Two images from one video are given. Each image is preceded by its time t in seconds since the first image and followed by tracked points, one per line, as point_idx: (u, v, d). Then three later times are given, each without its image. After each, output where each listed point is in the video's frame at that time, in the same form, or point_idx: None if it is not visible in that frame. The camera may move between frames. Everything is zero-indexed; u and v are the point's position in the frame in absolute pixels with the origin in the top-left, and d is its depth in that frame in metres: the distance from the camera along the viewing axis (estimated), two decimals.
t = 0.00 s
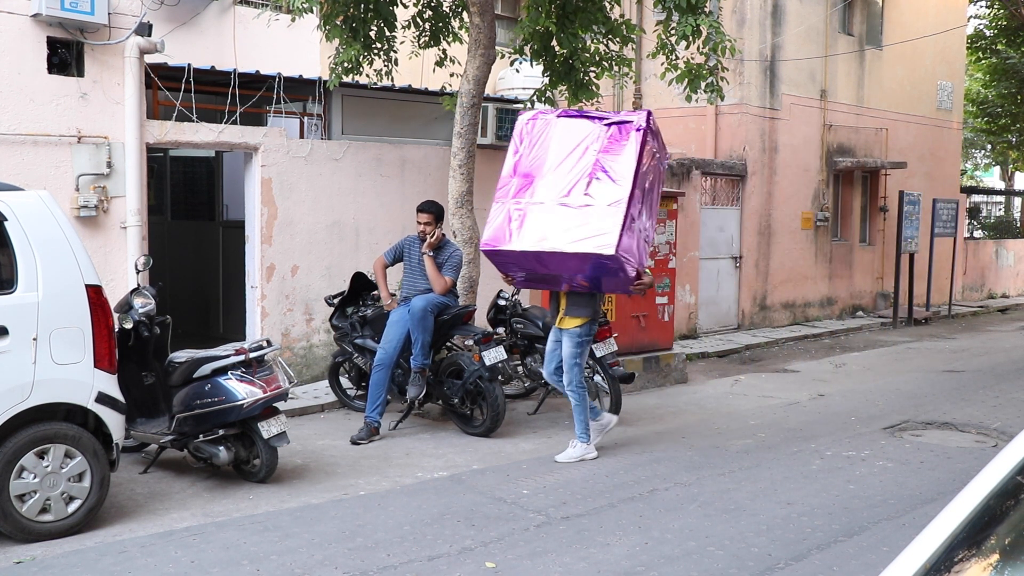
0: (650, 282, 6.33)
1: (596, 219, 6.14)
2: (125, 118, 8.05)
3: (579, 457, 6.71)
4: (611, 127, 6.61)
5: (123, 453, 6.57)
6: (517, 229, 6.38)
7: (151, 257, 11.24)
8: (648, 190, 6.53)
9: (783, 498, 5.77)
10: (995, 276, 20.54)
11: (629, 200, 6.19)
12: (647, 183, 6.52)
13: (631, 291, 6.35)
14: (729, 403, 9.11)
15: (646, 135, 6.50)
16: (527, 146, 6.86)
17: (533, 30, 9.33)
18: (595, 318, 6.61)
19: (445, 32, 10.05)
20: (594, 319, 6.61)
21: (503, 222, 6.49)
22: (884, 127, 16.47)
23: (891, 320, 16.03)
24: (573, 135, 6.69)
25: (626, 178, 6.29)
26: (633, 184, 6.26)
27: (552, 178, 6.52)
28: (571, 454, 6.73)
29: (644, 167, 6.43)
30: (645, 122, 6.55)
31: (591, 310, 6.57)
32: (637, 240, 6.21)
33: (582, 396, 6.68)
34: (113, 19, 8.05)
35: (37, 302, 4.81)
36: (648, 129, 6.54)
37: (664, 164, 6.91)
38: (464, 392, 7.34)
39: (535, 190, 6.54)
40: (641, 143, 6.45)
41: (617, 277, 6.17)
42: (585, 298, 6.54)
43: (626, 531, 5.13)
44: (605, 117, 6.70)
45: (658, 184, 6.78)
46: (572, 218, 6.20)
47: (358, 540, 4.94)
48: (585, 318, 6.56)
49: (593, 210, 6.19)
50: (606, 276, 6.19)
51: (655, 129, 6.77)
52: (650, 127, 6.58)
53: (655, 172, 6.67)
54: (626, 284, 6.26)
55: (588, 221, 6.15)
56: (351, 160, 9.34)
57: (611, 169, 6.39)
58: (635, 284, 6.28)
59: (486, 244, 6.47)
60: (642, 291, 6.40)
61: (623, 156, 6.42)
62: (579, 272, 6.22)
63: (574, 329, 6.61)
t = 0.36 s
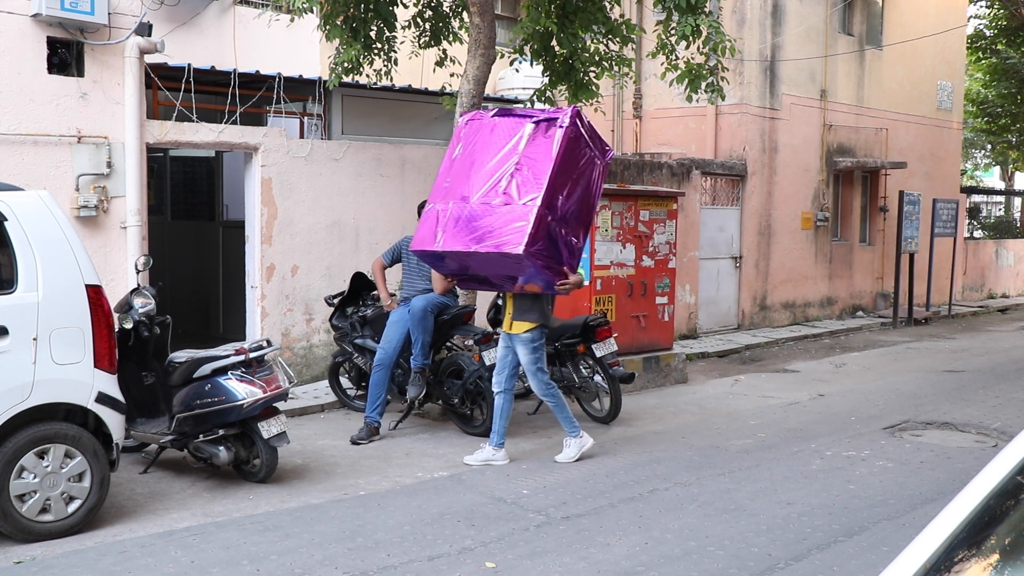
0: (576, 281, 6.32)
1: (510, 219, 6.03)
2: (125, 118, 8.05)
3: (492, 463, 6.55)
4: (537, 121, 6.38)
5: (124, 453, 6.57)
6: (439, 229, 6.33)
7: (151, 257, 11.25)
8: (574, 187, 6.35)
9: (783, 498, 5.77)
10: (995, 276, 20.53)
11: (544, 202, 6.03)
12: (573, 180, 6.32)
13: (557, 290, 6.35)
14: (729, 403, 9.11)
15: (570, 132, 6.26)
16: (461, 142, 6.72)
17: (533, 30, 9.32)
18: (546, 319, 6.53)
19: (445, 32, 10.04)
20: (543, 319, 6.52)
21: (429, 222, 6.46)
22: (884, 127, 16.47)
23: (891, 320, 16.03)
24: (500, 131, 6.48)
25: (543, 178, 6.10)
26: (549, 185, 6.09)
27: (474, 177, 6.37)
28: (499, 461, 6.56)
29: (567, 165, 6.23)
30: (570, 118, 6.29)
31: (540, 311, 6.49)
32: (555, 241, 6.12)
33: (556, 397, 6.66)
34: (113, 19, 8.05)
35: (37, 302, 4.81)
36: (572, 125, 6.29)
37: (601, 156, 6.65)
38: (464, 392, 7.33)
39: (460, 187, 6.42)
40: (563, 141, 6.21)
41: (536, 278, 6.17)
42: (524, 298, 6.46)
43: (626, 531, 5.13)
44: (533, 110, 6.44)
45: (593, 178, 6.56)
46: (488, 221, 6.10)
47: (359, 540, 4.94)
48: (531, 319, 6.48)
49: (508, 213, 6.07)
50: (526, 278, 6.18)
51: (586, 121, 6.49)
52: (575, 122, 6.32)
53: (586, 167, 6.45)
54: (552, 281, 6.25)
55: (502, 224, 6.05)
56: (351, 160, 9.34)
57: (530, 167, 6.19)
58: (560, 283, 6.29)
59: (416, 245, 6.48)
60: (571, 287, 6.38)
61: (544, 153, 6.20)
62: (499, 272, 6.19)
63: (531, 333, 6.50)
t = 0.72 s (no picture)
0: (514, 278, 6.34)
1: (440, 217, 6.22)
2: (125, 118, 8.05)
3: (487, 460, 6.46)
4: (471, 121, 6.62)
5: (123, 453, 6.57)
6: (380, 232, 6.55)
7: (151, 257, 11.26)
8: (509, 184, 6.54)
9: (783, 498, 5.77)
10: (995, 276, 20.53)
11: (473, 196, 6.23)
12: (506, 176, 6.52)
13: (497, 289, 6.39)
14: (728, 403, 9.10)
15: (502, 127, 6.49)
16: (406, 146, 6.97)
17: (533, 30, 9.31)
18: (492, 313, 6.44)
19: (445, 32, 10.04)
20: (489, 314, 6.43)
21: (370, 224, 6.69)
22: (884, 127, 16.46)
23: (891, 320, 16.03)
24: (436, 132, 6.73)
25: (473, 173, 6.31)
26: (479, 179, 6.30)
27: (412, 179, 6.61)
28: (495, 455, 6.48)
29: (499, 160, 6.44)
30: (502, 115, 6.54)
31: (484, 305, 6.41)
32: (487, 235, 6.28)
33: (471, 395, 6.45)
34: (113, 19, 8.05)
35: (37, 302, 4.81)
36: (505, 121, 6.53)
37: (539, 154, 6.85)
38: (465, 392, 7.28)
39: (400, 189, 6.65)
40: (495, 137, 6.45)
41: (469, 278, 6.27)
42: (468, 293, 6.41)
43: (626, 531, 5.13)
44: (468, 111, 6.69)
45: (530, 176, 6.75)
46: (420, 219, 6.30)
47: (359, 540, 4.94)
48: (476, 314, 6.42)
49: (438, 208, 6.28)
50: (462, 276, 6.27)
51: (520, 119, 6.73)
52: (508, 118, 6.56)
53: (522, 164, 6.65)
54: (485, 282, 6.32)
55: (433, 220, 6.25)
56: (351, 160, 9.34)
57: (461, 166, 6.41)
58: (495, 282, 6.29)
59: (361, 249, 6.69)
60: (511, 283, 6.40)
61: (475, 150, 6.44)
62: (434, 272, 6.33)
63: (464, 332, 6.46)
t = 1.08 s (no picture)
0: (433, 284, 6.10)
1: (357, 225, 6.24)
2: (125, 118, 8.04)
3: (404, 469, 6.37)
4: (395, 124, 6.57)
5: (123, 453, 6.57)
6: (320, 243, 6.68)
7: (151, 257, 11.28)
8: (432, 187, 6.36)
9: (783, 498, 5.77)
10: (995, 276, 20.53)
11: (381, 203, 6.17)
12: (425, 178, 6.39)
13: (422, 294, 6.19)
14: (728, 403, 9.10)
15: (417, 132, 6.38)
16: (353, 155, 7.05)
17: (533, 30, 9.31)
18: (439, 319, 6.27)
19: (445, 32, 10.04)
20: (435, 320, 6.27)
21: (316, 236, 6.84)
22: (884, 127, 16.46)
23: (891, 320, 16.03)
24: (361, 145, 6.73)
25: (383, 180, 6.25)
26: (389, 186, 6.22)
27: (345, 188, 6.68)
28: (411, 466, 6.36)
29: (414, 165, 6.30)
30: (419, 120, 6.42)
31: (428, 311, 6.25)
32: (402, 241, 6.15)
33: (411, 401, 6.35)
34: (113, 19, 8.05)
35: (37, 302, 4.81)
36: (421, 125, 6.41)
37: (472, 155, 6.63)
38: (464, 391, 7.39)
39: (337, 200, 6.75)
40: (409, 142, 6.35)
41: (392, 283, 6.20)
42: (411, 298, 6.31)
43: (626, 531, 5.13)
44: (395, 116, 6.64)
45: (461, 178, 6.53)
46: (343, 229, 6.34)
47: (359, 540, 4.94)
48: (422, 320, 6.27)
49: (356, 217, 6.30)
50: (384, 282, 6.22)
51: (445, 121, 6.58)
52: (425, 122, 6.43)
53: (448, 166, 6.46)
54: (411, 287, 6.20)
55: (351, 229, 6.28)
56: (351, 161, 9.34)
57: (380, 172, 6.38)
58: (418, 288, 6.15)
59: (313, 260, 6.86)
60: (433, 290, 6.17)
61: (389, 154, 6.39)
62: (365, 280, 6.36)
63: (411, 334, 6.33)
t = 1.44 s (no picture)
0: (359, 279, 5.98)
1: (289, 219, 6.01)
2: (125, 118, 8.05)
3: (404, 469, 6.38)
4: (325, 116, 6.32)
5: (123, 453, 6.57)
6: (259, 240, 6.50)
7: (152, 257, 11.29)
8: (360, 180, 6.15)
9: (783, 498, 5.77)
10: (995, 276, 20.53)
11: (305, 198, 5.94)
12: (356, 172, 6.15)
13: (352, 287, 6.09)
14: (728, 403, 9.10)
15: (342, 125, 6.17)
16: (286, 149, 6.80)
17: (533, 30, 9.31)
18: (391, 314, 6.29)
19: (445, 32, 10.04)
20: (388, 315, 6.29)
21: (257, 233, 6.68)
22: (884, 127, 16.46)
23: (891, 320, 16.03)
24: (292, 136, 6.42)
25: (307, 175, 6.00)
26: (315, 180, 5.98)
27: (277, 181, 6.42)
28: (412, 465, 6.38)
29: (339, 158, 6.09)
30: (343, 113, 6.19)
31: (382, 307, 6.30)
32: (328, 237, 5.96)
33: (406, 401, 6.39)
34: (113, 19, 8.05)
35: (37, 303, 4.81)
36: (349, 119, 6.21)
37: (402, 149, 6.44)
38: (464, 392, 7.36)
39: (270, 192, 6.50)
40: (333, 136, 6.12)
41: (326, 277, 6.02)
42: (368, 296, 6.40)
43: (626, 531, 5.13)
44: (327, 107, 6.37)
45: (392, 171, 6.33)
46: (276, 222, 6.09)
47: (359, 540, 4.94)
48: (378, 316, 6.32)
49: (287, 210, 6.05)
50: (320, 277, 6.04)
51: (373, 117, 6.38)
52: (349, 115, 6.21)
53: (376, 159, 6.26)
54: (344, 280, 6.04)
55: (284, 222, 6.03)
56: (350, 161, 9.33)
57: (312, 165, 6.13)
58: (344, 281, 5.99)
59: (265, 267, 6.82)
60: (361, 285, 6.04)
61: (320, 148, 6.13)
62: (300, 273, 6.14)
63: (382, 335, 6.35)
